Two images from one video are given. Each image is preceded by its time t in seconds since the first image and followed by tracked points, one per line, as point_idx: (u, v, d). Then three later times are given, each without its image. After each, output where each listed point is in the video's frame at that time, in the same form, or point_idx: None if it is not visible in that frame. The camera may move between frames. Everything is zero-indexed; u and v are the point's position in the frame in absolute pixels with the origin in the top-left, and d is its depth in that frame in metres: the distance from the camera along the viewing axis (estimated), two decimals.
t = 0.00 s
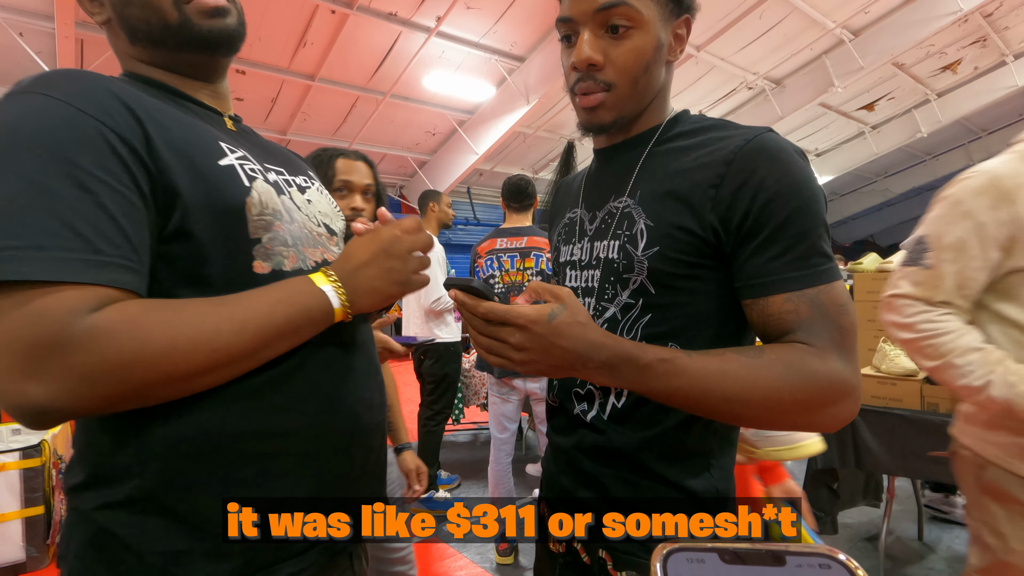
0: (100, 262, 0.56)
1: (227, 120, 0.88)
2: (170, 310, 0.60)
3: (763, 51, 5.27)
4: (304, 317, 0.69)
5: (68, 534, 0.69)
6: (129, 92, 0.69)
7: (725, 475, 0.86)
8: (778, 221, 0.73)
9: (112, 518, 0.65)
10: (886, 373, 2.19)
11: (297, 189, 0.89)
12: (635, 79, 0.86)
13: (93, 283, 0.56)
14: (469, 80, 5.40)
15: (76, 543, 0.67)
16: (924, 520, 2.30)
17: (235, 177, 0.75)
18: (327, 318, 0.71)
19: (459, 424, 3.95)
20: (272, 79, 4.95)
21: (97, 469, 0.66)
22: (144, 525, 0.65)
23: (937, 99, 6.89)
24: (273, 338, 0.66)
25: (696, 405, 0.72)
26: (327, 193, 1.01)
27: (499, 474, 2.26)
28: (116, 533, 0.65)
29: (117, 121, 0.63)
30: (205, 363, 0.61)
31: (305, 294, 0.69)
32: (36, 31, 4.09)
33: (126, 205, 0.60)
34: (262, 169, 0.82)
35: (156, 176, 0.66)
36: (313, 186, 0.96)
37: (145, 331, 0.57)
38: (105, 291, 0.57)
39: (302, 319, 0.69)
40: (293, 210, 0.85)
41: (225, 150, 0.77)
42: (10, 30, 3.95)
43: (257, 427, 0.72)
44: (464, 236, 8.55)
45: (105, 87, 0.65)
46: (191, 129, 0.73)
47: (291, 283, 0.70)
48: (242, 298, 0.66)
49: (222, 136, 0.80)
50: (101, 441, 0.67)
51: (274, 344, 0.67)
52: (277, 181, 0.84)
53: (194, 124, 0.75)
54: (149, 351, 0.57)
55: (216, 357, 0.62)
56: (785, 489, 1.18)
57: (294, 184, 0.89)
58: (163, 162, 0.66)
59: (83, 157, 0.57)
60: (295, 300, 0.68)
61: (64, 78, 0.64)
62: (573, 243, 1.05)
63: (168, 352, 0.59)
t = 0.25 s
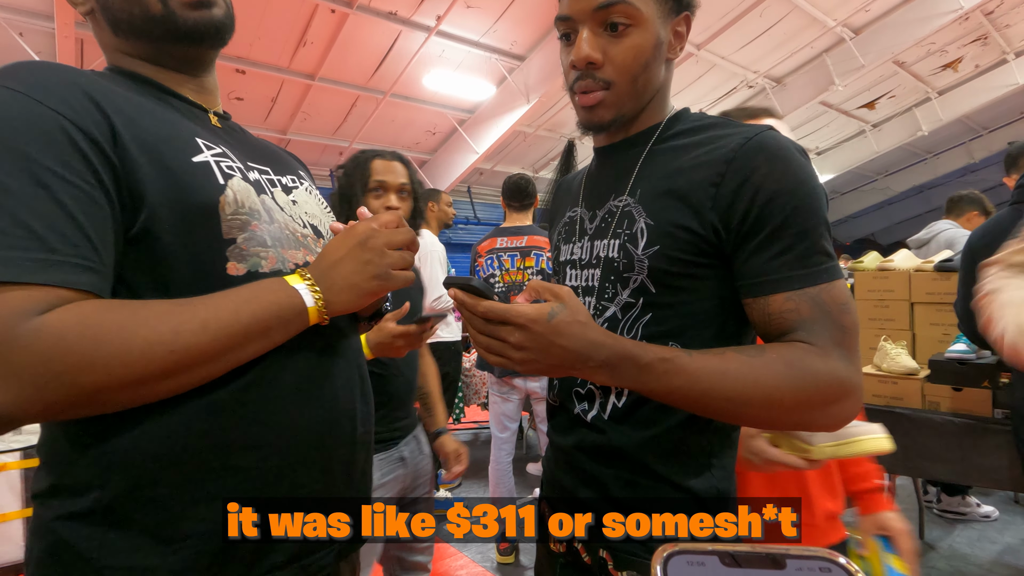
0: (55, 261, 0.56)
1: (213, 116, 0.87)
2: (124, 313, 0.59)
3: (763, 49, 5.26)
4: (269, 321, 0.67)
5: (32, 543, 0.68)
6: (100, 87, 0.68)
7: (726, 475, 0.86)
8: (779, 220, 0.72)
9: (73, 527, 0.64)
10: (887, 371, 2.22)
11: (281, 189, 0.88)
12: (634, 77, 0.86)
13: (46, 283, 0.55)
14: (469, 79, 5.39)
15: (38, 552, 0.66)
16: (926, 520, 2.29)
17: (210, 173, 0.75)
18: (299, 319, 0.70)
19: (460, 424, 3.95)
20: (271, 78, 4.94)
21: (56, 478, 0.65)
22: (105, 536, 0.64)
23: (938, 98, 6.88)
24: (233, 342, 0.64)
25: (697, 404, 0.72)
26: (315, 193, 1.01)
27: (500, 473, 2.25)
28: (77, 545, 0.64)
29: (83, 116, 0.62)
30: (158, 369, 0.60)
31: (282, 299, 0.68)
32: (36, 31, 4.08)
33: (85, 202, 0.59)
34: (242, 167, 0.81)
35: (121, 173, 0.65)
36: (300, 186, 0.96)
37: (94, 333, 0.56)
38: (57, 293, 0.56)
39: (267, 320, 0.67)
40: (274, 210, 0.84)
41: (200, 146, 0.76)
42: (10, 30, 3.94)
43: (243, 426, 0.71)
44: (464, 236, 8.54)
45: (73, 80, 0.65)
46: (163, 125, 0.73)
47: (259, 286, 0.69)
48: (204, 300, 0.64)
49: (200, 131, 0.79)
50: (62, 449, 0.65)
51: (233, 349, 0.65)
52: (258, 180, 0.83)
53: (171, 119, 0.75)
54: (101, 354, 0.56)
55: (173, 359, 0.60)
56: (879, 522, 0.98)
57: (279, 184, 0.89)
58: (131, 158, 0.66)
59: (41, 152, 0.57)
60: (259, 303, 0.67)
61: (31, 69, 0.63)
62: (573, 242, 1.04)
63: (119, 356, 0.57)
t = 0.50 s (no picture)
0: (17, 266, 0.56)
1: (202, 112, 0.88)
2: (87, 323, 0.59)
3: (764, 49, 5.26)
4: (234, 333, 0.67)
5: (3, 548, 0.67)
6: (76, 84, 0.69)
7: (724, 475, 0.86)
8: (776, 220, 0.72)
9: (40, 538, 0.63)
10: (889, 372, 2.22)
11: (268, 190, 0.89)
12: (632, 79, 0.86)
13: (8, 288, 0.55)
14: (469, 79, 5.39)
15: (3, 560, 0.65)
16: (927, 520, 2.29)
17: (188, 174, 0.75)
18: (263, 336, 0.69)
19: (461, 424, 3.95)
20: (271, 79, 4.96)
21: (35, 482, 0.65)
22: (72, 545, 0.64)
23: (938, 97, 6.87)
24: (196, 354, 0.64)
25: (693, 404, 0.72)
26: (306, 193, 1.01)
27: (500, 474, 2.26)
28: (48, 553, 0.63)
29: (52, 115, 0.63)
30: (116, 382, 0.60)
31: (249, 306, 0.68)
32: (37, 33, 4.10)
33: (49, 206, 0.59)
34: (225, 167, 0.82)
35: (90, 175, 0.66)
36: (290, 186, 0.96)
37: (51, 341, 0.56)
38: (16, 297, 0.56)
39: (234, 334, 0.67)
40: (256, 212, 0.84)
41: (179, 146, 0.76)
42: (11, 32, 3.96)
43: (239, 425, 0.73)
44: (465, 236, 8.54)
45: (47, 77, 0.66)
46: (141, 126, 0.73)
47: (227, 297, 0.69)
48: (170, 309, 0.64)
49: (181, 129, 0.80)
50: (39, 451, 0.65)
51: (195, 363, 0.64)
52: (243, 180, 0.84)
53: (151, 119, 0.76)
54: (58, 360, 0.57)
55: (128, 370, 0.60)
56: (973, 528, 0.92)
57: (267, 184, 0.89)
58: (101, 158, 0.66)
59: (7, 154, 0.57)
60: (228, 313, 0.66)
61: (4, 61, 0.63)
62: (572, 242, 1.05)
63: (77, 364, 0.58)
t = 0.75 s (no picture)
0: (10, 269, 0.55)
1: (182, 114, 0.87)
2: (79, 325, 0.59)
3: (754, 51, 5.30)
4: (234, 332, 0.69)
5: None
6: (60, 83, 0.68)
7: (712, 476, 0.86)
8: (764, 220, 0.73)
9: (18, 549, 0.63)
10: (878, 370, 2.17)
11: (248, 195, 0.88)
12: (618, 88, 0.87)
13: None
14: (462, 81, 5.39)
15: None
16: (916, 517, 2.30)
17: (174, 178, 0.74)
18: (259, 333, 0.71)
19: (454, 426, 3.94)
20: (263, 81, 4.93)
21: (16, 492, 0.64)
22: (43, 559, 0.63)
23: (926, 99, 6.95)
24: (192, 353, 0.65)
25: (681, 403, 0.73)
26: (289, 195, 1.01)
27: (493, 475, 2.24)
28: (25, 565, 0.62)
29: (41, 114, 0.62)
30: (112, 383, 0.60)
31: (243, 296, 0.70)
32: (24, 34, 4.06)
33: (44, 206, 0.59)
34: (209, 172, 0.81)
35: (80, 175, 0.65)
36: (271, 188, 0.96)
37: (50, 344, 0.56)
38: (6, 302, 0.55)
39: (230, 332, 0.68)
40: (238, 217, 0.84)
41: (164, 149, 0.76)
42: None
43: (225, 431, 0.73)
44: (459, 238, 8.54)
45: (34, 75, 0.65)
46: (129, 129, 0.73)
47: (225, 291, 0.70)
48: (160, 307, 0.64)
49: (165, 132, 0.79)
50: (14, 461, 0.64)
51: (191, 362, 0.65)
52: (226, 186, 0.84)
53: (135, 121, 0.75)
54: (55, 363, 0.56)
55: (127, 373, 0.60)
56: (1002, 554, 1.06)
57: (247, 190, 0.89)
58: (90, 159, 0.66)
59: None
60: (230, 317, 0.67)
61: None
62: (562, 243, 1.04)
63: (74, 365, 0.57)
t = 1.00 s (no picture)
0: (17, 285, 0.54)
1: (175, 119, 0.86)
2: (87, 341, 0.59)
3: (745, 54, 5.34)
4: (245, 337, 0.69)
5: None
6: (55, 89, 0.67)
7: (705, 477, 0.86)
8: (752, 219, 0.73)
9: (12, 559, 0.63)
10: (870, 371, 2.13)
11: (246, 202, 0.88)
12: (603, 92, 0.87)
13: (6, 311, 0.53)
14: (455, 84, 5.40)
15: None
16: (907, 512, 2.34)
17: (177, 188, 0.74)
18: (266, 337, 0.72)
19: (447, 430, 3.92)
20: (255, 84, 4.92)
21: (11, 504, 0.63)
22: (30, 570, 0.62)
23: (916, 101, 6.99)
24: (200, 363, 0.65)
25: (671, 400, 0.72)
26: (280, 202, 1.01)
27: (487, 479, 2.15)
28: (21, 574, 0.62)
29: (42, 125, 0.61)
30: (122, 394, 0.60)
31: (248, 304, 0.69)
32: (13, 37, 4.03)
33: (48, 221, 0.58)
34: (208, 178, 0.81)
35: (81, 188, 0.64)
36: (266, 194, 0.96)
37: (58, 361, 0.56)
38: (14, 318, 0.54)
39: (237, 338, 0.68)
40: (240, 225, 0.84)
41: (165, 157, 0.76)
42: None
43: (217, 438, 0.72)
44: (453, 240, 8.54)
45: (29, 84, 0.64)
46: (128, 135, 0.72)
47: (233, 296, 0.70)
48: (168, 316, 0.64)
49: (163, 139, 0.78)
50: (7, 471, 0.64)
51: (199, 370, 0.66)
52: (224, 193, 0.83)
53: (135, 128, 0.74)
54: (65, 380, 0.56)
55: (134, 385, 0.60)
56: None
57: (243, 196, 0.88)
58: (93, 171, 0.65)
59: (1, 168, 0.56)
60: (234, 325, 0.68)
61: None
62: (555, 245, 1.04)
63: (83, 380, 0.57)
